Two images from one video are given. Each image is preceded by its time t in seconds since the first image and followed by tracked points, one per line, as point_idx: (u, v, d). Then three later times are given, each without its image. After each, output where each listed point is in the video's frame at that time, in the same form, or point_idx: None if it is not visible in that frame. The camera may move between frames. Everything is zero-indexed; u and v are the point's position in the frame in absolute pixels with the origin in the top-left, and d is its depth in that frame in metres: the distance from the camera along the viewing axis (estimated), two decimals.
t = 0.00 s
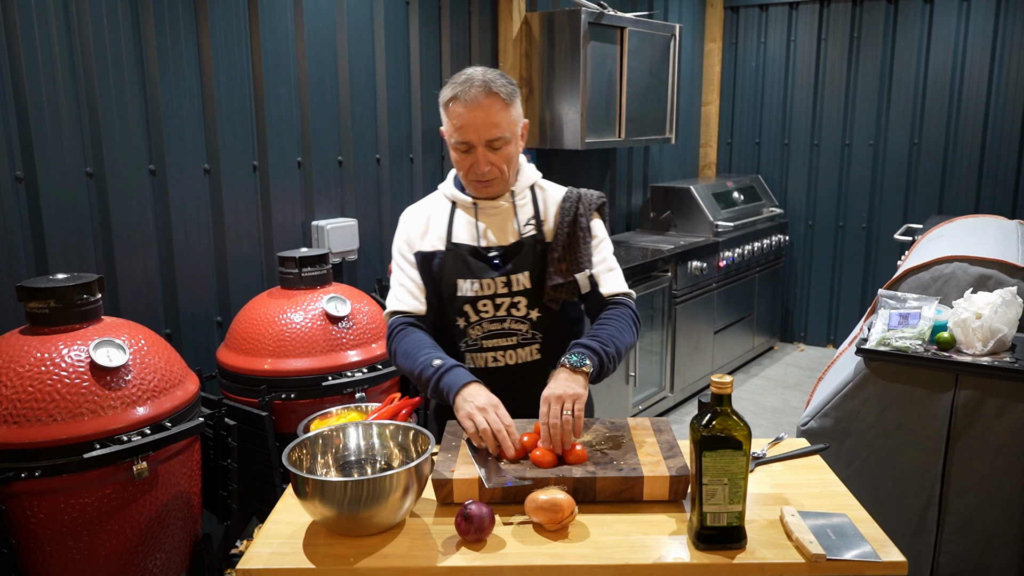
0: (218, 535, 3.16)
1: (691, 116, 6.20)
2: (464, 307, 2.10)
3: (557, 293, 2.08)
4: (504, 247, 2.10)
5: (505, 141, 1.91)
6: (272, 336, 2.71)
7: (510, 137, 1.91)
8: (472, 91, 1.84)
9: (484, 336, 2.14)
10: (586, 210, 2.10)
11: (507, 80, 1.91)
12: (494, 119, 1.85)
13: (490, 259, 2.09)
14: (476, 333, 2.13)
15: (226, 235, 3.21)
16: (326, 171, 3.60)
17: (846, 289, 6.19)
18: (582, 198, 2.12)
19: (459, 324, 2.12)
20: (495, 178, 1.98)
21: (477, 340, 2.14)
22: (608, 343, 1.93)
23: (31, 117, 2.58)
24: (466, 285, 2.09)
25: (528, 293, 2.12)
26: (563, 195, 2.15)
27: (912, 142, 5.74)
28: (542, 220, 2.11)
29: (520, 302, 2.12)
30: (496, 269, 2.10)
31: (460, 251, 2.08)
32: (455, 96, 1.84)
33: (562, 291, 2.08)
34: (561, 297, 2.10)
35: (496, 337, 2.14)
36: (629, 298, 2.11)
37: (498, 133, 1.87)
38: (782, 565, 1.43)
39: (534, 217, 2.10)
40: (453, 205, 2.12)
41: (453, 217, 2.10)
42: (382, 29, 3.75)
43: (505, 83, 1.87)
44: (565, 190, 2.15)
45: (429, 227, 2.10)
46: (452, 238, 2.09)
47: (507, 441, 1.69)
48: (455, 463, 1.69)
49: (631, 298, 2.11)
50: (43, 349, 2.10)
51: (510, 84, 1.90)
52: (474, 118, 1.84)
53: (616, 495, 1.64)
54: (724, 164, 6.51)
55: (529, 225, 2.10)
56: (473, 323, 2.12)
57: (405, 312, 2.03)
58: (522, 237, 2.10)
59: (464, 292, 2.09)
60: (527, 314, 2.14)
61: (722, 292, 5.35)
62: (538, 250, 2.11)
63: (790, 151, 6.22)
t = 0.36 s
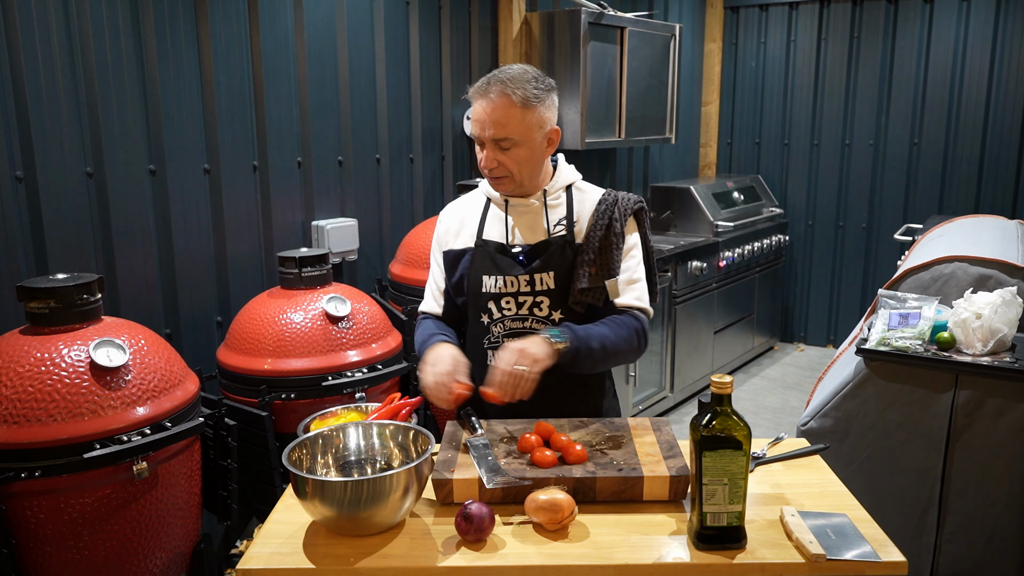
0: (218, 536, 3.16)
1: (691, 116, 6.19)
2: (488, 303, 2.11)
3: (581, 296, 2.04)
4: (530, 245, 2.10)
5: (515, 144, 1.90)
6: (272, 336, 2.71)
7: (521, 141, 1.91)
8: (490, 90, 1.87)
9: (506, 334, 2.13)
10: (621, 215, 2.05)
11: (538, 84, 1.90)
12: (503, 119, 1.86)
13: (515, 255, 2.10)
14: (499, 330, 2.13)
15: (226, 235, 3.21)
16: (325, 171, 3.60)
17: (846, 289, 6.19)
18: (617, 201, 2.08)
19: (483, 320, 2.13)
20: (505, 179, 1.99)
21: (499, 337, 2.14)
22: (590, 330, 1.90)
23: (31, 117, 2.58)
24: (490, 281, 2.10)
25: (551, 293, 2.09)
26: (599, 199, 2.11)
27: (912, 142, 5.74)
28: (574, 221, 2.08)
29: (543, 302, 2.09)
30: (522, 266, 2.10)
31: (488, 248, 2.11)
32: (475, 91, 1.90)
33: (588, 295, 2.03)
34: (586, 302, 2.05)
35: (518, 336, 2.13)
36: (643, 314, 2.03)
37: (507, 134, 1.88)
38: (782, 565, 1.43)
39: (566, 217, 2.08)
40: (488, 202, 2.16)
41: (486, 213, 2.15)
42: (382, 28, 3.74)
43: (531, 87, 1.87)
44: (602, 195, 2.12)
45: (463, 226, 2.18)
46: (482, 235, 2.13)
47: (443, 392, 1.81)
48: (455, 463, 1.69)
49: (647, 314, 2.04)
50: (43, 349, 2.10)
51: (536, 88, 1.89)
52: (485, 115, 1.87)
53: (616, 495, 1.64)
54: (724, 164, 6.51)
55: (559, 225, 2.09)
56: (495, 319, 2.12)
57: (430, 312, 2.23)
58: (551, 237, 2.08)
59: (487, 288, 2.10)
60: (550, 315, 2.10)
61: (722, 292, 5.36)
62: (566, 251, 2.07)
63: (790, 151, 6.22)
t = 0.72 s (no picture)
0: (218, 535, 3.16)
1: (691, 116, 6.19)
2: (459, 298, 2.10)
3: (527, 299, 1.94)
4: (494, 244, 2.06)
5: (537, 142, 1.91)
6: (272, 336, 2.71)
7: (542, 138, 1.92)
8: (510, 90, 1.84)
9: (474, 330, 2.10)
10: (579, 221, 1.94)
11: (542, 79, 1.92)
12: (528, 118, 1.86)
13: (481, 254, 2.08)
14: (469, 325, 2.10)
15: (226, 235, 3.21)
16: (326, 171, 3.60)
17: (846, 289, 6.19)
18: (583, 208, 1.97)
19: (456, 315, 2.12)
20: (523, 177, 1.99)
21: (469, 332, 2.11)
22: (475, 343, 1.83)
23: (30, 116, 2.58)
24: (461, 276, 2.09)
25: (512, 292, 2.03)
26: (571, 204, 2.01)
27: (912, 143, 5.74)
28: (541, 224, 2.01)
29: (505, 300, 2.04)
30: (487, 264, 2.07)
31: (462, 244, 2.11)
32: (491, 93, 1.85)
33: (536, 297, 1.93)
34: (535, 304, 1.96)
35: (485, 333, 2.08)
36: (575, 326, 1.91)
37: (531, 132, 1.88)
38: (782, 565, 1.43)
39: (534, 220, 2.02)
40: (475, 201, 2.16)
41: (469, 211, 2.15)
42: (382, 29, 3.75)
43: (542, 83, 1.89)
44: (576, 201, 2.02)
45: (447, 221, 2.19)
46: (461, 231, 2.13)
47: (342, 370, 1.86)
48: (455, 463, 1.69)
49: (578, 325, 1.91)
50: (43, 349, 2.10)
51: (547, 86, 1.91)
52: (511, 116, 1.85)
53: (616, 495, 1.64)
54: (724, 164, 6.51)
55: (526, 226, 2.03)
56: (466, 314, 2.10)
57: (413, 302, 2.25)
58: (515, 237, 2.04)
59: (460, 283, 2.09)
60: (512, 314, 2.05)
61: (721, 292, 5.36)
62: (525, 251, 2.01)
63: (790, 152, 6.22)
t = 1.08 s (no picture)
0: (218, 535, 3.16)
1: (691, 116, 6.19)
2: (481, 302, 2.10)
3: (574, 297, 2.06)
4: (523, 244, 2.08)
5: (534, 142, 1.91)
6: (272, 336, 2.71)
7: (539, 138, 1.91)
8: (503, 93, 1.84)
9: (499, 332, 2.13)
10: (615, 217, 2.07)
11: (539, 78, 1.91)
12: (523, 119, 1.85)
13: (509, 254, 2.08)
14: (492, 329, 2.12)
15: (226, 235, 3.21)
16: (325, 171, 3.60)
17: (846, 289, 6.19)
18: (612, 203, 2.09)
19: (476, 319, 2.12)
20: (524, 177, 1.99)
21: (492, 335, 2.13)
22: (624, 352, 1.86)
23: (31, 116, 2.58)
24: (484, 280, 2.09)
25: (545, 291, 2.10)
26: (592, 200, 2.12)
27: (912, 142, 5.74)
28: (567, 221, 2.09)
29: (537, 300, 2.10)
30: (516, 265, 2.09)
31: (481, 247, 2.09)
32: (486, 97, 1.85)
33: (583, 295, 2.05)
34: (580, 301, 2.06)
35: (511, 334, 2.13)
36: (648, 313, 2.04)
37: (528, 133, 1.88)
38: (782, 565, 1.43)
39: (559, 217, 2.08)
40: (480, 202, 2.13)
41: (479, 213, 2.12)
42: (382, 29, 3.74)
43: (537, 83, 1.88)
44: (594, 196, 2.12)
45: (455, 225, 2.14)
46: (475, 235, 2.10)
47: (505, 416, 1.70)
48: (455, 463, 1.69)
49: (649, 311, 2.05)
50: (43, 349, 2.10)
51: (541, 84, 1.90)
52: (504, 119, 1.84)
53: (616, 495, 1.64)
54: (724, 164, 6.51)
55: (553, 224, 2.09)
56: (489, 318, 2.11)
57: (422, 312, 2.12)
58: (544, 236, 2.08)
59: (481, 287, 2.09)
60: (543, 312, 2.11)
61: (722, 292, 5.36)
62: (559, 250, 2.08)
63: (790, 151, 6.22)
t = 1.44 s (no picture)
0: (218, 535, 3.16)
1: (691, 116, 6.19)
2: (500, 302, 2.11)
3: (595, 295, 2.06)
4: (544, 244, 2.10)
5: (522, 145, 1.90)
6: (272, 336, 2.71)
7: (530, 141, 1.91)
8: (498, 91, 1.87)
9: (518, 332, 2.13)
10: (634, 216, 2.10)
11: (544, 83, 1.90)
12: (511, 120, 1.86)
13: (530, 254, 2.10)
14: (511, 329, 2.12)
15: (225, 235, 3.21)
16: (325, 171, 3.60)
17: (846, 290, 6.19)
18: (630, 203, 2.13)
19: (494, 319, 2.12)
20: (515, 179, 1.99)
21: (511, 336, 2.13)
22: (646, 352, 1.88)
23: (30, 117, 2.58)
24: (503, 280, 2.09)
25: (565, 291, 2.10)
26: (609, 202, 2.15)
27: (912, 142, 5.74)
28: (586, 221, 2.11)
29: (557, 300, 2.11)
30: (536, 265, 2.10)
31: (500, 246, 2.10)
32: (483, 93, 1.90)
33: (605, 294, 2.06)
34: (602, 300, 2.07)
35: (530, 334, 2.13)
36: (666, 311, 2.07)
37: (515, 134, 1.88)
38: (781, 565, 1.43)
39: (578, 217, 2.11)
40: (497, 201, 2.15)
41: (496, 212, 2.13)
42: (382, 29, 3.74)
43: (536, 87, 1.87)
44: (612, 197, 2.15)
45: (472, 225, 2.15)
46: (493, 235, 2.11)
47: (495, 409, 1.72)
48: (455, 463, 1.69)
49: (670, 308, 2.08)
50: (43, 349, 2.10)
51: (543, 88, 1.89)
52: (491, 117, 1.87)
53: (615, 495, 1.64)
54: (724, 164, 6.51)
55: (572, 224, 2.11)
56: (508, 318, 2.12)
57: (437, 312, 2.13)
58: (564, 236, 2.10)
59: (501, 286, 2.09)
60: (563, 312, 2.12)
61: (722, 292, 5.36)
62: (580, 250, 2.09)
63: (790, 151, 6.22)
